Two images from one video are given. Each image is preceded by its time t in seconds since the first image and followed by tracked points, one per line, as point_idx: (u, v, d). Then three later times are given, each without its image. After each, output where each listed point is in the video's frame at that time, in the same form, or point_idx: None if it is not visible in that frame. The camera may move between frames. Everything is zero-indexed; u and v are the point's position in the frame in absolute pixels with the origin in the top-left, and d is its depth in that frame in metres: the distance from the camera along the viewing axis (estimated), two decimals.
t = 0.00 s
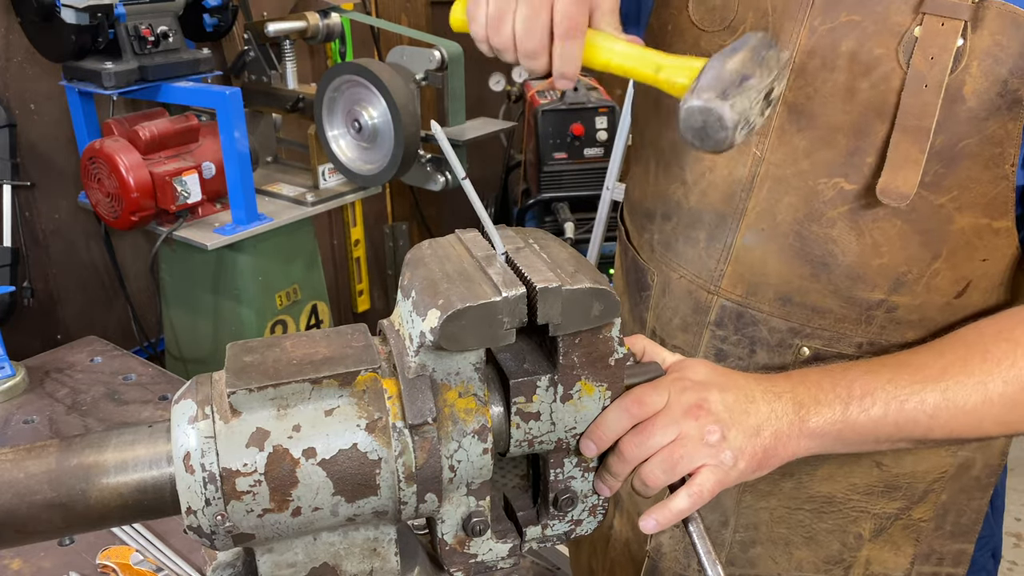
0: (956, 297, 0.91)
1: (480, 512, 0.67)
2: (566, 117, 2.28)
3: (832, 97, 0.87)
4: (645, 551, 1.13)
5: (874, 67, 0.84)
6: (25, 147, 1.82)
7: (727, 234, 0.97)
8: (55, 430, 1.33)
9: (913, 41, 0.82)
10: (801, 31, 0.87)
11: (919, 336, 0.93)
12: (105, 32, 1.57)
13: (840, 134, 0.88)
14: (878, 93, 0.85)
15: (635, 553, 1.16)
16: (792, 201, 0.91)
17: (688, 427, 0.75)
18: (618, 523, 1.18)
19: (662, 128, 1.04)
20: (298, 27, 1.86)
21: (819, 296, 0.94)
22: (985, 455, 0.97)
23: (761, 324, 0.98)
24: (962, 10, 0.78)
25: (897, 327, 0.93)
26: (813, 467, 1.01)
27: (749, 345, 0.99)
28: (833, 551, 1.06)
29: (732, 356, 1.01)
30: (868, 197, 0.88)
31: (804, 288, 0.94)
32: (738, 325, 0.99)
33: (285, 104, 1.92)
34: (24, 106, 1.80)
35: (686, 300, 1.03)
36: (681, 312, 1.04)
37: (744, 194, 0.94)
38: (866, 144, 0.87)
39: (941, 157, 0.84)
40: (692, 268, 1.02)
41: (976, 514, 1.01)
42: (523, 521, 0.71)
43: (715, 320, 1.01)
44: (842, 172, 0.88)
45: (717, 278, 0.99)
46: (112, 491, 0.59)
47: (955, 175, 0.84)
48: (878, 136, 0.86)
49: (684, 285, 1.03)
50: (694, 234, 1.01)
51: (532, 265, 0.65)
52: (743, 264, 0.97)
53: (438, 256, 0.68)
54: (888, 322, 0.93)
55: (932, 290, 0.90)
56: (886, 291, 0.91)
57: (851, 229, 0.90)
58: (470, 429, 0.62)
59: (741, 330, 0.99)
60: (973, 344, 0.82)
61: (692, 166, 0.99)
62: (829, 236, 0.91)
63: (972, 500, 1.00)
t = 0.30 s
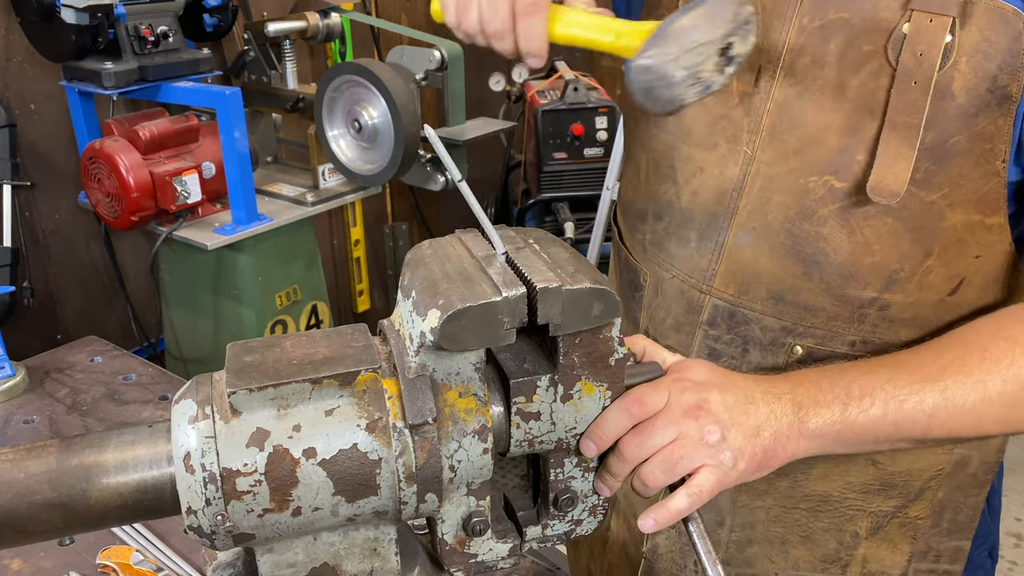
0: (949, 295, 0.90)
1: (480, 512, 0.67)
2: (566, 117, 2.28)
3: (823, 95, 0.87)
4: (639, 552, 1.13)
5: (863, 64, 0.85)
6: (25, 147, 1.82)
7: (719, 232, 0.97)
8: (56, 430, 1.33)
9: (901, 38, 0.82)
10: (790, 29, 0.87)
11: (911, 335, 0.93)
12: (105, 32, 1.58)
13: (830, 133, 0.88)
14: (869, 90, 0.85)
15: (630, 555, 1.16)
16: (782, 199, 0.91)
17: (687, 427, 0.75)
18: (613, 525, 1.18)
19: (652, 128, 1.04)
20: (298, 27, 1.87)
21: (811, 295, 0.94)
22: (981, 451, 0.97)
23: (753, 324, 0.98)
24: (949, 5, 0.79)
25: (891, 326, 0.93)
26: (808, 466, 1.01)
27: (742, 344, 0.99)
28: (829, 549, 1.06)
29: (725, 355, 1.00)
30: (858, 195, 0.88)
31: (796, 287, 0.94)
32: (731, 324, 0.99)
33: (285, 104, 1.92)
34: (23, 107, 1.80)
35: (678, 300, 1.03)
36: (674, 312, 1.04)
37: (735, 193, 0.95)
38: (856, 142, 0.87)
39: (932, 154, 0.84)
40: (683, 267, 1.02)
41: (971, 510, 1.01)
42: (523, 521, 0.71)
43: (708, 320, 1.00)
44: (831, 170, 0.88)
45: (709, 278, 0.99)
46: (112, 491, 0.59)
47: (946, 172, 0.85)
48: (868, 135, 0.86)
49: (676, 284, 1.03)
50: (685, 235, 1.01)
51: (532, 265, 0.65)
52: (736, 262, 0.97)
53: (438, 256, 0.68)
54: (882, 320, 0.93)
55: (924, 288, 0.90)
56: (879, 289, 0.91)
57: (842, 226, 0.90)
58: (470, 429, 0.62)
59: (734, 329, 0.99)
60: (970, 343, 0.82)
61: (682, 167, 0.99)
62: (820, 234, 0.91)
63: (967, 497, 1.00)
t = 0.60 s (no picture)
0: (950, 292, 0.90)
1: (480, 512, 0.67)
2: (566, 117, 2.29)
3: (821, 95, 0.87)
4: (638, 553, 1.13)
5: (861, 62, 0.85)
6: (25, 147, 1.82)
7: (719, 233, 0.97)
8: (56, 430, 1.33)
9: (900, 35, 0.82)
10: (789, 29, 0.87)
11: (912, 334, 0.93)
12: (105, 32, 1.58)
13: (829, 130, 0.88)
14: (869, 87, 0.85)
15: (631, 557, 1.16)
16: (781, 200, 0.92)
17: (686, 427, 0.75)
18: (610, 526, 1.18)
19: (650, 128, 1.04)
20: (298, 27, 1.87)
21: (813, 294, 0.94)
22: (981, 447, 0.97)
23: (754, 324, 0.98)
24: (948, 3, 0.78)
25: (892, 324, 0.93)
26: (810, 467, 1.01)
27: (743, 345, 0.99)
28: (832, 549, 1.06)
29: (726, 356, 1.01)
30: (858, 193, 0.88)
31: (796, 287, 0.94)
32: (732, 325, 0.99)
33: (285, 104, 1.92)
34: (24, 107, 1.80)
35: (677, 301, 1.03)
36: (674, 313, 1.04)
37: (734, 195, 0.95)
38: (856, 139, 0.87)
39: (932, 152, 0.84)
40: (682, 267, 1.02)
41: (971, 507, 1.01)
42: (522, 522, 0.71)
43: (709, 321, 1.01)
44: (831, 168, 0.88)
45: (708, 278, 1.00)
46: (111, 491, 0.59)
47: (946, 170, 0.85)
48: (868, 132, 0.87)
49: (675, 285, 1.03)
50: (683, 235, 1.01)
51: (532, 265, 0.65)
52: (736, 263, 0.97)
53: (438, 256, 0.68)
54: (883, 319, 0.93)
55: (925, 285, 0.90)
56: (880, 288, 0.91)
57: (843, 227, 0.90)
58: (470, 429, 0.62)
59: (735, 330, 0.99)
60: (971, 340, 0.82)
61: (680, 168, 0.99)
62: (820, 233, 0.91)
63: (969, 493, 1.00)
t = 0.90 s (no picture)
0: (960, 293, 0.90)
1: (480, 512, 0.67)
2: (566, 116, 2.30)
3: (831, 90, 0.87)
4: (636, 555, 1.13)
5: (873, 57, 0.85)
6: (25, 147, 1.82)
7: (727, 228, 0.97)
8: (56, 430, 1.33)
9: (912, 30, 0.82)
10: (799, 23, 0.87)
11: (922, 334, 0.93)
12: (105, 32, 1.58)
13: (841, 125, 0.88)
14: (879, 83, 0.85)
15: (630, 556, 1.16)
16: (791, 195, 0.91)
17: (686, 429, 0.75)
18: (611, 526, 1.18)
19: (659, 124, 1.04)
20: (298, 27, 1.87)
21: (819, 291, 0.94)
22: (993, 455, 0.97)
23: (761, 323, 0.98)
24: None
25: (901, 323, 0.92)
26: (817, 468, 1.01)
27: (750, 343, 0.99)
28: (837, 551, 1.06)
29: (733, 353, 1.00)
30: (871, 188, 0.88)
31: (804, 283, 0.94)
32: (739, 322, 0.99)
33: (284, 104, 1.92)
34: (24, 107, 1.80)
35: (684, 298, 1.03)
36: (680, 309, 1.04)
37: (744, 190, 0.95)
38: (865, 135, 0.87)
39: (943, 148, 0.84)
40: (690, 264, 1.02)
41: (981, 514, 1.01)
42: (523, 522, 0.71)
43: (716, 317, 1.00)
44: (841, 164, 0.89)
45: (715, 275, 0.99)
46: (111, 491, 0.59)
47: (956, 167, 0.85)
48: (879, 127, 0.87)
49: (683, 282, 1.03)
50: (691, 232, 1.01)
51: (532, 265, 0.65)
52: (744, 256, 0.96)
53: (438, 256, 0.68)
54: (891, 318, 0.93)
55: (935, 284, 0.90)
56: (889, 287, 0.91)
57: (852, 224, 0.90)
58: (470, 429, 0.62)
59: (742, 327, 0.99)
60: (979, 344, 0.82)
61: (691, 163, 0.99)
62: (830, 230, 0.91)
63: (978, 500, 1.00)
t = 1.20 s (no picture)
0: (965, 293, 0.79)
1: (480, 512, 0.67)
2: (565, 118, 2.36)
3: (830, 87, 0.77)
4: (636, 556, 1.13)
5: (872, 54, 0.74)
6: (25, 147, 1.83)
7: (728, 230, 0.87)
8: (56, 430, 1.33)
9: (911, 25, 0.72)
10: (796, 22, 0.77)
11: (929, 334, 0.81)
12: (105, 32, 1.58)
13: (838, 123, 0.77)
14: (879, 80, 0.74)
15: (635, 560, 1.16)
16: (791, 192, 0.81)
17: (716, 484, 0.68)
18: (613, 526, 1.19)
19: (653, 132, 0.93)
20: (299, 27, 1.87)
21: (823, 291, 0.83)
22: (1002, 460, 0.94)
23: (763, 323, 0.87)
24: None
25: (908, 325, 0.81)
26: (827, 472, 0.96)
27: (752, 345, 0.88)
28: (845, 559, 1.01)
29: (736, 357, 0.90)
30: (874, 184, 0.77)
31: (807, 285, 0.83)
32: (741, 324, 0.88)
33: (285, 104, 1.92)
34: (24, 107, 1.80)
35: (683, 302, 0.93)
36: (680, 313, 0.93)
37: (743, 188, 0.84)
38: (864, 131, 0.76)
39: (944, 145, 0.74)
40: (688, 267, 0.91)
41: (992, 519, 0.99)
42: (523, 521, 0.71)
43: (718, 320, 0.90)
44: (841, 160, 0.78)
45: (716, 277, 0.89)
46: (112, 491, 0.59)
47: (959, 163, 0.74)
48: (879, 124, 0.76)
49: (681, 286, 0.93)
50: (692, 233, 0.90)
51: (532, 265, 0.65)
52: (744, 259, 0.86)
53: (438, 257, 0.68)
54: (897, 319, 0.81)
55: (940, 284, 0.79)
56: (892, 286, 0.80)
57: (853, 219, 0.79)
58: (470, 429, 0.62)
59: (744, 330, 0.88)
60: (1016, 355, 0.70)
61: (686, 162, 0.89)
62: (831, 229, 0.80)
63: (990, 505, 0.97)
